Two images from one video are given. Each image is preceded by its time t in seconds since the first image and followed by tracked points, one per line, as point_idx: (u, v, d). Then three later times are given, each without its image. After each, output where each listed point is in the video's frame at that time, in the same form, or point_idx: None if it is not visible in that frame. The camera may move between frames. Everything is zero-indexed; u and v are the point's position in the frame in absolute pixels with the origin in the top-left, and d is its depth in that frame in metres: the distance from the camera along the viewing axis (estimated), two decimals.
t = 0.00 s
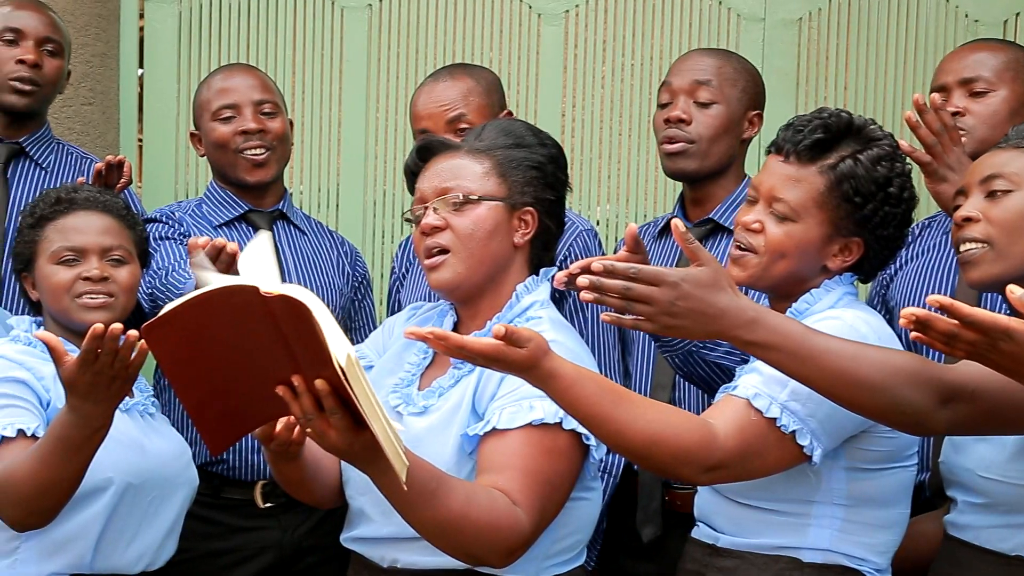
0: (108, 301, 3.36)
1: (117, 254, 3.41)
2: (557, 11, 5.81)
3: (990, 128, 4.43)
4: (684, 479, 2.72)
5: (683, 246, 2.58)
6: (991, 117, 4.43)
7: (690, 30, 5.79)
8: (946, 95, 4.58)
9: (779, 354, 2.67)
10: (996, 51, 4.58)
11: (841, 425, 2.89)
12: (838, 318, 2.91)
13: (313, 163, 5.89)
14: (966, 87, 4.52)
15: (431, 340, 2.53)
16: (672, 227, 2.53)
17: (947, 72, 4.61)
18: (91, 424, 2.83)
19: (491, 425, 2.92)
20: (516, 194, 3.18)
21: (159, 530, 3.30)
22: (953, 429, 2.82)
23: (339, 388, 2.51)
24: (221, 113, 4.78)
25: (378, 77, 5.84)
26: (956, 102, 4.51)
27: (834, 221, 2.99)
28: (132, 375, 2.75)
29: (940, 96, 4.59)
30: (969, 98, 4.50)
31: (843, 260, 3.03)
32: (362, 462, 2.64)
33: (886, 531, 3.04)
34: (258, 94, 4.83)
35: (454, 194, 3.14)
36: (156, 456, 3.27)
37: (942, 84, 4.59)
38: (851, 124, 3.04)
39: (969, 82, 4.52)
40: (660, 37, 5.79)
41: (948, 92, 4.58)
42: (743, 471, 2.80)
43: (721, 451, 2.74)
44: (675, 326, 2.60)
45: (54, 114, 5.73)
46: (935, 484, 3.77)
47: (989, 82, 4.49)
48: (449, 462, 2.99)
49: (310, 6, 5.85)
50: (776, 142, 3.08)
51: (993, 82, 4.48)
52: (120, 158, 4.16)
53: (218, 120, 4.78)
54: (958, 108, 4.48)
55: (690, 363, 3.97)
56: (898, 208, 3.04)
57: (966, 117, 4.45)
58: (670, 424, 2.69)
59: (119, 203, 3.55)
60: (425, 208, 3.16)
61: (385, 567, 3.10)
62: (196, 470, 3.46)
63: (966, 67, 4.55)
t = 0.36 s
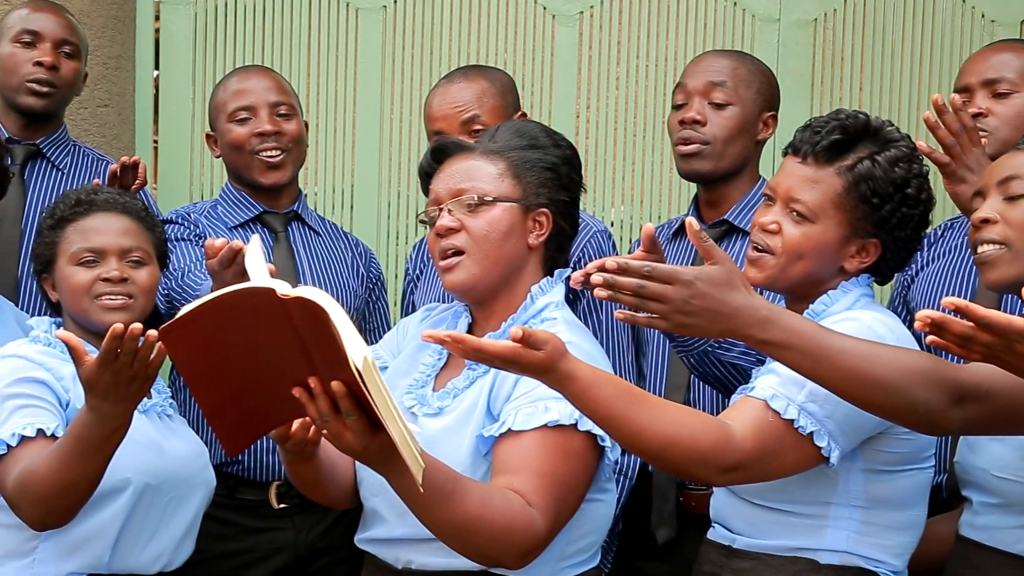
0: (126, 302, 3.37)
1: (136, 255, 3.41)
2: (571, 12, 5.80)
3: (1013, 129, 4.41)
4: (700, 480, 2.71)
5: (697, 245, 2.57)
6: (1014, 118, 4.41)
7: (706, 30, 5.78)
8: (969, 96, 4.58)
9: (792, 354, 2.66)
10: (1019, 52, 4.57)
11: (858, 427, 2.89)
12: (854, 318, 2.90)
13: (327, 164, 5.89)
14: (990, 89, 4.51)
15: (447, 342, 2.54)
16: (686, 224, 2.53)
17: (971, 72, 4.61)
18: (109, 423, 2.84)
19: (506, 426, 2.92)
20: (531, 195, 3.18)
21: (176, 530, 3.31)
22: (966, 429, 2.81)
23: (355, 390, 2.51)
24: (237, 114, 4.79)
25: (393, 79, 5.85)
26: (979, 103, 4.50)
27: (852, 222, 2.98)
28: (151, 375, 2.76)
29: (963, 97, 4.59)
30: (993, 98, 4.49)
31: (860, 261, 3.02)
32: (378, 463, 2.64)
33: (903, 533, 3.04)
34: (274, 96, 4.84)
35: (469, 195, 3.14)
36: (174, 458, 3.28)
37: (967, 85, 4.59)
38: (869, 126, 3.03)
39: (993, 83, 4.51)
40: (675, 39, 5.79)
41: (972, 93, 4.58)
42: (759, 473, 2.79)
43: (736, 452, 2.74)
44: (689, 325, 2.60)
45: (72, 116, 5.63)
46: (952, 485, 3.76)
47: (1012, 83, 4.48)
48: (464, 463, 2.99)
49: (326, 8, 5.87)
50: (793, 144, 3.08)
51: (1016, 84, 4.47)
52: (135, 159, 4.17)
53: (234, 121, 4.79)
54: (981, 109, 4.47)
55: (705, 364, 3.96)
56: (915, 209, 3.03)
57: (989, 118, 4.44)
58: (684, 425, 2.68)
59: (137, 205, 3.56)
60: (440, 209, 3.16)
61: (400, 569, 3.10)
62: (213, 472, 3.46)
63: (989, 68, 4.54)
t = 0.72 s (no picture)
0: (148, 318, 3.38)
1: (158, 272, 3.44)
2: (588, 29, 5.82)
3: None
4: (722, 497, 2.71)
5: (713, 263, 2.57)
6: None
7: (724, 46, 5.80)
8: (997, 110, 4.57)
9: (809, 372, 2.66)
10: None
11: (878, 444, 2.88)
12: (874, 335, 2.90)
13: (346, 180, 5.91)
14: (1017, 104, 4.51)
15: (465, 359, 2.55)
16: (701, 243, 2.52)
17: (998, 87, 4.60)
18: (132, 439, 2.85)
19: (526, 442, 2.92)
20: (550, 212, 3.19)
21: (197, 547, 3.31)
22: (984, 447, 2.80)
23: (378, 405, 2.53)
24: (256, 131, 4.82)
25: (411, 96, 5.88)
26: (1006, 118, 4.50)
27: (871, 238, 2.98)
28: (174, 391, 2.77)
29: (991, 112, 4.59)
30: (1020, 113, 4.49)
31: (879, 278, 3.02)
32: (399, 479, 2.64)
33: (924, 552, 3.02)
34: (293, 113, 4.87)
35: (489, 212, 3.15)
36: (195, 474, 3.29)
37: (994, 100, 4.59)
38: (887, 143, 3.03)
39: (1019, 98, 4.50)
40: (693, 55, 5.80)
41: (999, 108, 4.57)
42: (780, 490, 2.79)
43: (756, 469, 2.73)
44: (705, 343, 2.59)
45: (92, 131, 5.85)
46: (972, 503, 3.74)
47: None
48: (484, 479, 3.00)
49: (344, 26, 5.90)
50: (812, 160, 3.09)
51: None
52: (154, 176, 4.20)
53: (254, 137, 4.82)
54: (1007, 125, 4.46)
55: (725, 380, 3.95)
56: (935, 226, 3.03)
57: (1015, 133, 4.42)
58: (704, 441, 2.68)
59: (160, 222, 3.58)
60: (459, 226, 3.18)
61: None
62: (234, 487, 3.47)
63: (1015, 83, 4.53)
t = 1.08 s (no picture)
0: (180, 323, 3.41)
1: (190, 278, 3.46)
2: (615, 35, 5.83)
3: None
4: (751, 503, 2.71)
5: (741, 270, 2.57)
6: None
7: (753, 53, 5.79)
8: None
9: (837, 379, 2.65)
10: None
11: (908, 451, 2.87)
12: (904, 342, 2.89)
13: (372, 186, 5.92)
14: None
15: (493, 366, 2.56)
16: (729, 250, 2.53)
17: None
18: (164, 443, 2.88)
19: (553, 448, 2.93)
20: (578, 218, 3.19)
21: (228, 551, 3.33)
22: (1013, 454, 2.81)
23: (405, 411, 2.54)
24: (285, 137, 4.85)
25: (440, 102, 5.91)
26: None
27: (901, 245, 2.98)
28: (206, 396, 2.79)
29: None
30: None
31: (910, 284, 3.01)
32: (427, 484, 2.66)
33: (953, 560, 3.02)
34: (322, 119, 4.89)
35: (517, 218, 3.16)
36: (226, 478, 3.31)
37: None
38: (918, 149, 3.03)
39: None
40: (721, 62, 5.80)
41: None
42: (808, 497, 2.79)
43: (785, 475, 2.73)
44: (732, 350, 2.59)
45: (122, 138, 5.82)
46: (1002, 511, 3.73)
47: None
48: (511, 484, 3.01)
49: (373, 33, 5.93)
50: (842, 167, 3.08)
51: None
52: (182, 182, 4.23)
53: (283, 143, 4.85)
54: None
55: (754, 387, 3.95)
56: (965, 233, 3.02)
57: None
58: (732, 448, 2.68)
59: (192, 228, 3.61)
60: (487, 232, 3.19)
61: None
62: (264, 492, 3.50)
63: None
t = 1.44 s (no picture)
0: (211, 312, 3.42)
1: (222, 268, 3.47)
2: (645, 24, 5.82)
3: None
4: (781, 492, 2.70)
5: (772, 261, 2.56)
6: None
7: (783, 41, 5.74)
8: None
9: (868, 370, 2.63)
10: None
11: (941, 442, 2.85)
12: (938, 331, 2.88)
13: (401, 175, 5.94)
14: None
15: (525, 353, 2.54)
16: (759, 240, 2.52)
17: None
18: (195, 432, 2.89)
19: (582, 437, 2.93)
20: (608, 207, 3.18)
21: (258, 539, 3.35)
22: None
23: (433, 399, 2.53)
24: (315, 126, 4.85)
25: (468, 92, 5.91)
26: None
27: (935, 234, 2.95)
28: (237, 385, 2.80)
29: None
30: None
31: (944, 274, 2.98)
32: (455, 472, 2.65)
33: (984, 551, 3.00)
34: (352, 108, 4.90)
35: (545, 207, 3.15)
36: (256, 466, 3.32)
37: None
38: (953, 138, 3.00)
39: None
40: (751, 50, 5.76)
41: None
42: (839, 487, 2.77)
43: (816, 465, 2.72)
44: (762, 341, 2.58)
45: (154, 129, 5.89)
46: None
47: None
48: (539, 473, 3.01)
49: (402, 22, 5.93)
50: (876, 156, 3.07)
51: None
52: (211, 171, 4.24)
53: (313, 132, 4.86)
54: None
55: (783, 377, 3.93)
56: (1001, 222, 2.99)
57: None
58: (762, 436, 2.67)
59: (224, 218, 3.62)
60: (515, 221, 3.18)
61: None
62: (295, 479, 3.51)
63: None
